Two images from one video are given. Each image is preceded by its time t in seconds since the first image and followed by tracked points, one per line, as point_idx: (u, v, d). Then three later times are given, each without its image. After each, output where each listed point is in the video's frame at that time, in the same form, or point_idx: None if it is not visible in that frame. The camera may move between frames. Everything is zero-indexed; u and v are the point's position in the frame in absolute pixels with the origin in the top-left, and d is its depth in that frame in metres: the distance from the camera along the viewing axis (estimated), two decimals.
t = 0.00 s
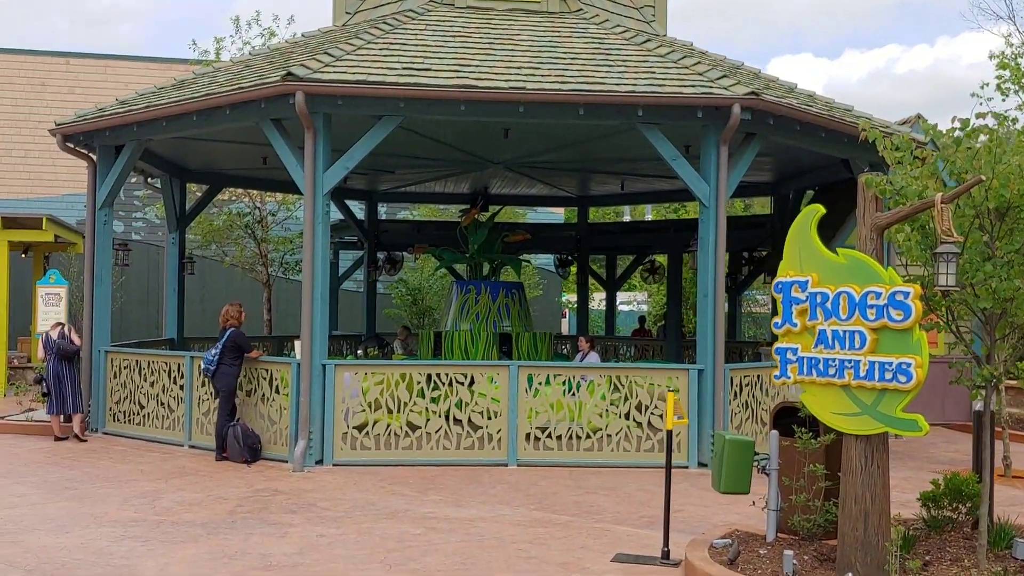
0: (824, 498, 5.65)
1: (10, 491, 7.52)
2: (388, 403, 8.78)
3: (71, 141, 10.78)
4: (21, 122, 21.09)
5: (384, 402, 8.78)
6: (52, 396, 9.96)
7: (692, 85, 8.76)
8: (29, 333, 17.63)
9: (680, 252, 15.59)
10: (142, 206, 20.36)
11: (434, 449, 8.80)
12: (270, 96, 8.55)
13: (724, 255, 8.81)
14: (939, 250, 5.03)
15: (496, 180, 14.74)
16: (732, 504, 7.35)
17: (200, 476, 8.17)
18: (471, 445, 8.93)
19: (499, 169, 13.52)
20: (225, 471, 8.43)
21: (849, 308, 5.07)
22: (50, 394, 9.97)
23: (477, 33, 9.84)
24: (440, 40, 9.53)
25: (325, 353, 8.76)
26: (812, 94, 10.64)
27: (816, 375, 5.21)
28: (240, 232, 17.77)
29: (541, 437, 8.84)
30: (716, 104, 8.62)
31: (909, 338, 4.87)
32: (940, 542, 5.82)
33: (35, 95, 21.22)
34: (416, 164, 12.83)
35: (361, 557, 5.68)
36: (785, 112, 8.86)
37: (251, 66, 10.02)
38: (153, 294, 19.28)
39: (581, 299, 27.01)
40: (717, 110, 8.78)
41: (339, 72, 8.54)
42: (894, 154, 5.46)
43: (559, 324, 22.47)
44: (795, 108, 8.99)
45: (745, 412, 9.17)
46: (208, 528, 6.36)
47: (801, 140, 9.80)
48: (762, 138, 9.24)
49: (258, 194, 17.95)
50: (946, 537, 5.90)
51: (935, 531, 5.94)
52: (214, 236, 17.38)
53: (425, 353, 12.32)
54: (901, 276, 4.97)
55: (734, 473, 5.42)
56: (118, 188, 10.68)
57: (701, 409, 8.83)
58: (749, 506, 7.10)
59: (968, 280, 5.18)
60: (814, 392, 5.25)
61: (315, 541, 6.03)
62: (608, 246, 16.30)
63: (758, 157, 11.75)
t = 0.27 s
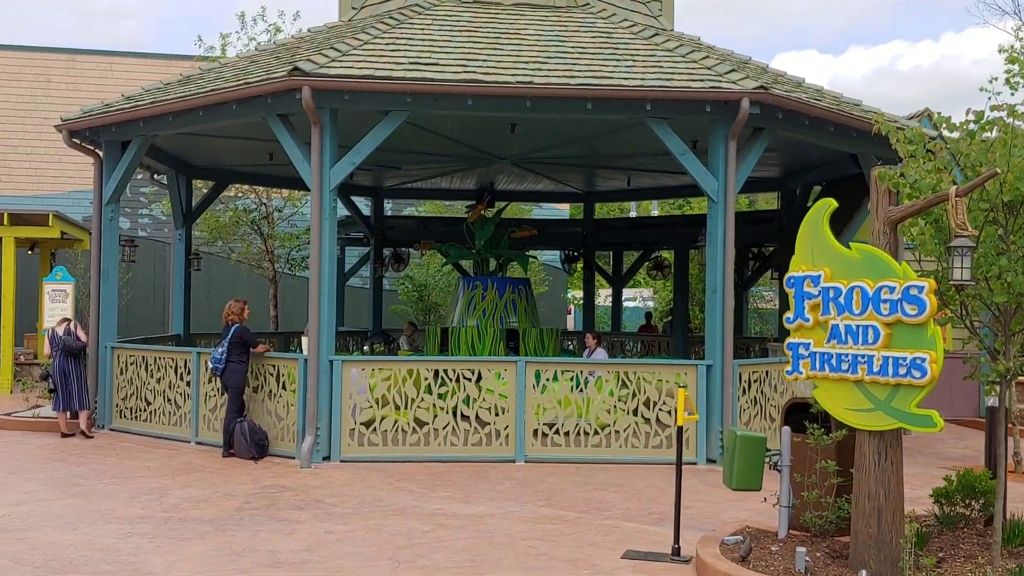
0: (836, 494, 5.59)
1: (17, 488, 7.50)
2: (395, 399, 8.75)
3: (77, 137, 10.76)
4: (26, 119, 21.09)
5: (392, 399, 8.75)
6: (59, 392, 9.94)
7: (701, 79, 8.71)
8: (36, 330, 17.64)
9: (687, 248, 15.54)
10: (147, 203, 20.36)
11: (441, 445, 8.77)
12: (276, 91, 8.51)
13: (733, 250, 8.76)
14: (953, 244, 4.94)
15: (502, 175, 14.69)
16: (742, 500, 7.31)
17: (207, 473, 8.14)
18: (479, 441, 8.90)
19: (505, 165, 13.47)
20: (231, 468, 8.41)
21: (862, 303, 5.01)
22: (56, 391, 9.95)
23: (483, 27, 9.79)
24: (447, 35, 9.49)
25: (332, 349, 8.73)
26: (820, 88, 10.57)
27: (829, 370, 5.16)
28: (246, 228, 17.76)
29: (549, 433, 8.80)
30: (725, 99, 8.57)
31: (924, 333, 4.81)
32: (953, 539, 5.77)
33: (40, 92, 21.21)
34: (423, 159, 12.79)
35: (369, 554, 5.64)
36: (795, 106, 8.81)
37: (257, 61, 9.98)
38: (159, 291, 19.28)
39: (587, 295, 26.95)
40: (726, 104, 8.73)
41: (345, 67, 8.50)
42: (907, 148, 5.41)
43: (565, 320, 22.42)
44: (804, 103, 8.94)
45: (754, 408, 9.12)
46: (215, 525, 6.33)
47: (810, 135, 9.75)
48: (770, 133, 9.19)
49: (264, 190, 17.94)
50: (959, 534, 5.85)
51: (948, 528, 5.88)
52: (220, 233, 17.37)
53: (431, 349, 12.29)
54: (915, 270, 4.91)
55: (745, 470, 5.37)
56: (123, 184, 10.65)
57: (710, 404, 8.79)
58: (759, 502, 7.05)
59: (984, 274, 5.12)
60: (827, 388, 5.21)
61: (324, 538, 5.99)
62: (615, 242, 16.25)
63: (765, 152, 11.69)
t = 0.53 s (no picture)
0: (849, 493, 5.55)
1: (23, 486, 7.47)
2: (402, 397, 8.71)
3: (82, 135, 10.74)
4: (30, 117, 21.08)
5: (399, 397, 8.72)
6: (64, 390, 9.90)
7: (709, 75, 8.67)
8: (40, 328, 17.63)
9: (692, 246, 15.48)
10: (151, 202, 20.35)
11: (448, 443, 8.73)
12: (282, 88, 8.48)
13: (741, 248, 8.72)
14: (969, 240, 4.84)
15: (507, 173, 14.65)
16: (751, 499, 7.26)
17: (213, 471, 8.11)
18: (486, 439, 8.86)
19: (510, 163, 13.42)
20: (238, 466, 8.37)
21: (877, 300, 4.96)
22: (61, 389, 9.91)
23: (490, 24, 9.75)
24: (453, 32, 9.44)
25: (339, 347, 8.69)
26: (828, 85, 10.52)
27: (843, 368, 5.13)
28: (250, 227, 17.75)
29: (556, 432, 8.75)
30: (733, 96, 8.53)
31: (939, 330, 4.77)
32: (967, 538, 5.72)
33: (44, 90, 21.21)
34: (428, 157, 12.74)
35: (378, 553, 5.60)
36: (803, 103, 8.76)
37: (262, 59, 9.94)
38: (163, 289, 19.26)
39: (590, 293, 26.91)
40: (734, 101, 8.68)
41: (351, 64, 8.46)
42: (921, 143, 5.37)
43: (569, 319, 22.38)
44: (813, 99, 8.90)
45: (762, 406, 9.07)
46: (223, 524, 6.30)
47: (818, 132, 9.70)
48: (779, 129, 9.13)
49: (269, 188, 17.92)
50: (972, 533, 5.80)
51: (960, 527, 5.83)
52: (225, 231, 17.35)
53: (437, 347, 12.25)
54: (931, 267, 4.86)
55: (757, 468, 5.33)
56: (129, 182, 10.62)
57: (718, 403, 8.75)
58: (768, 501, 7.01)
59: (1000, 271, 5.08)
60: (840, 386, 5.17)
61: (332, 537, 5.96)
62: (620, 240, 16.20)
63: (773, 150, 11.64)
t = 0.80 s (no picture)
0: (865, 494, 5.51)
1: (32, 486, 7.45)
2: (410, 397, 8.68)
3: (89, 134, 10.71)
4: (35, 117, 21.07)
5: (407, 396, 8.68)
6: (71, 390, 9.88)
7: (718, 74, 8.63)
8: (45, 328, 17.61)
9: (698, 245, 15.44)
10: (156, 201, 20.33)
11: (457, 443, 8.70)
12: (291, 87, 8.45)
13: (751, 247, 8.68)
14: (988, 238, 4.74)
15: (513, 173, 14.62)
16: (762, 499, 7.22)
17: (222, 471, 8.08)
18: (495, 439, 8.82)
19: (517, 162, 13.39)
20: (247, 466, 8.35)
21: (895, 298, 4.93)
22: (69, 388, 9.90)
23: (498, 23, 9.71)
24: (461, 30, 9.40)
25: (348, 347, 8.66)
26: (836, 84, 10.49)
27: (859, 367, 5.09)
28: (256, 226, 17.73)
29: (566, 432, 8.71)
30: (743, 94, 8.50)
31: (958, 329, 4.74)
32: (983, 539, 5.68)
33: (49, 90, 21.20)
34: (435, 156, 12.71)
35: (391, 554, 5.57)
36: (813, 101, 8.73)
37: (270, 57, 9.91)
38: (167, 289, 19.24)
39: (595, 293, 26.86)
40: (744, 100, 8.65)
41: (360, 62, 8.42)
42: (938, 142, 5.37)
43: (574, 318, 22.34)
44: (823, 98, 8.86)
45: (772, 406, 9.03)
46: (234, 524, 6.27)
47: (827, 131, 9.67)
48: (789, 128, 9.10)
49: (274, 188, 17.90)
50: (989, 533, 5.75)
51: (975, 527, 5.80)
52: (230, 231, 17.34)
53: (443, 347, 12.22)
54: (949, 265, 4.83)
55: (772, 467, 5.29)
56: (136, 181, 10.59)
57: (728, 403, 8.71)
58: (780, 502, 6.97)
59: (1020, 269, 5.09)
60: (856, 385, 5.14)
61: (344, 537, 5.93)
62: (626, 240, 16.17)
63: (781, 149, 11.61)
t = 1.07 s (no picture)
0: (885, 495, 5.43)
1: (39, 487, 7.38)
2: (419, 397, 8.61)
3: (95, 132, 10.65)
4: (38, 116, 21.01)
5: (416, 397, 8.61)
6: (77, 390, 9.81)
7: (730, 71, 8.55)
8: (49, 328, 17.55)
9: (705, 244, 15.36)
10: (160, 201, 20.27)
11: (466, 444, 8.62)
12: (299, 84, 8.37)
13: (764, 246, 8.60)
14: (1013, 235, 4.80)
15: (519, 171, 14.54)
16: (777, 501, 7.15)
17: (230, 472, 8.01)
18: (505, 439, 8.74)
19: (524, 161, 13.31)
20: (255, 467, 8.28)
21: (917, 297, 4.85)
22: (75, 389, 9.82)
23: (506, 20, 9.63)
24: (470, 28, 9.32)
25: (356, 347, 8.59)
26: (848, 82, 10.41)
27: (881, 367, 5.02)
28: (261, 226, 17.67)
29: (576, 432, 8.62)
30: (756, 92, 8.42)
31: (983, 328, 4.66)
32: (1005, 541, 5.60)
33: (52, 89, 21.14)
34: (442, 155, 12.64)
35: (404, 556, 5.49)
36: (825, 99, 8.65)
37: (277, 55, 9.84)
38: (172, 288, 19.17)
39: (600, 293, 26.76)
40: (756, 97, 8.57)
41: (369, 59, 8.34)
42: (960, 138, 5.45)
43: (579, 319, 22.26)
44: (835, 96, 8.78)
45: (784, 406, 8.95)
46: (244, 526, 6.19)
47: (839, 129, 9.59)
48: (800, 126, 9.02)
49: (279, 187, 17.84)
50: (1009, 536, 5.68)
51: (996, 529, 5.72)
52: (235, 231, 17.27)
53: (451, 347, 12.15)
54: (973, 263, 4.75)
55: (792, 468, 5.22)
56: (141, 180, 10.52)
57: (740, 404, 8.64)
58: (796, 504, 6.90)
59: None
60: (878, 385, 5.08)
61: (355, 539, 5.85)
62: (632, 239, 16.09)
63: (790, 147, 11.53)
